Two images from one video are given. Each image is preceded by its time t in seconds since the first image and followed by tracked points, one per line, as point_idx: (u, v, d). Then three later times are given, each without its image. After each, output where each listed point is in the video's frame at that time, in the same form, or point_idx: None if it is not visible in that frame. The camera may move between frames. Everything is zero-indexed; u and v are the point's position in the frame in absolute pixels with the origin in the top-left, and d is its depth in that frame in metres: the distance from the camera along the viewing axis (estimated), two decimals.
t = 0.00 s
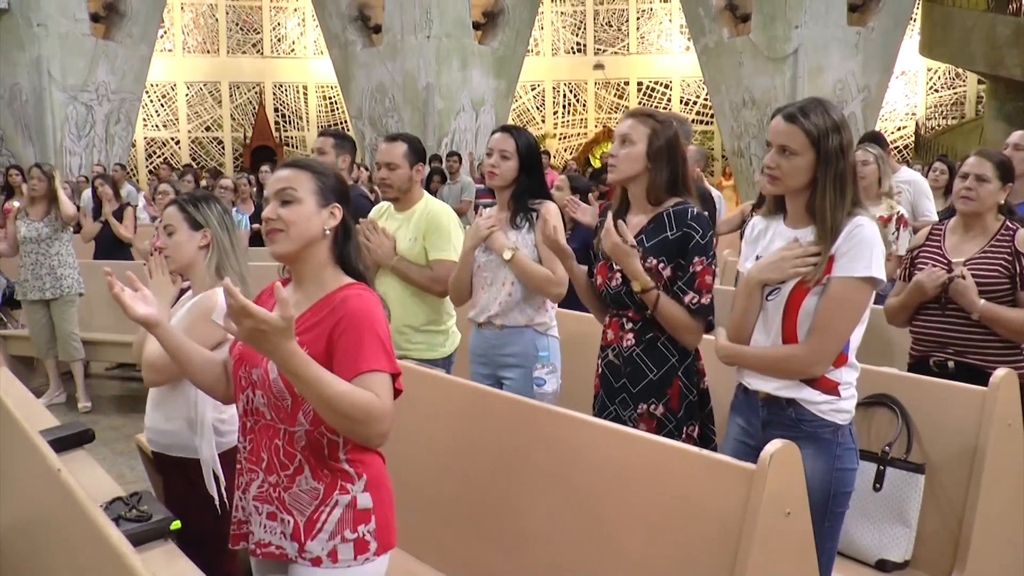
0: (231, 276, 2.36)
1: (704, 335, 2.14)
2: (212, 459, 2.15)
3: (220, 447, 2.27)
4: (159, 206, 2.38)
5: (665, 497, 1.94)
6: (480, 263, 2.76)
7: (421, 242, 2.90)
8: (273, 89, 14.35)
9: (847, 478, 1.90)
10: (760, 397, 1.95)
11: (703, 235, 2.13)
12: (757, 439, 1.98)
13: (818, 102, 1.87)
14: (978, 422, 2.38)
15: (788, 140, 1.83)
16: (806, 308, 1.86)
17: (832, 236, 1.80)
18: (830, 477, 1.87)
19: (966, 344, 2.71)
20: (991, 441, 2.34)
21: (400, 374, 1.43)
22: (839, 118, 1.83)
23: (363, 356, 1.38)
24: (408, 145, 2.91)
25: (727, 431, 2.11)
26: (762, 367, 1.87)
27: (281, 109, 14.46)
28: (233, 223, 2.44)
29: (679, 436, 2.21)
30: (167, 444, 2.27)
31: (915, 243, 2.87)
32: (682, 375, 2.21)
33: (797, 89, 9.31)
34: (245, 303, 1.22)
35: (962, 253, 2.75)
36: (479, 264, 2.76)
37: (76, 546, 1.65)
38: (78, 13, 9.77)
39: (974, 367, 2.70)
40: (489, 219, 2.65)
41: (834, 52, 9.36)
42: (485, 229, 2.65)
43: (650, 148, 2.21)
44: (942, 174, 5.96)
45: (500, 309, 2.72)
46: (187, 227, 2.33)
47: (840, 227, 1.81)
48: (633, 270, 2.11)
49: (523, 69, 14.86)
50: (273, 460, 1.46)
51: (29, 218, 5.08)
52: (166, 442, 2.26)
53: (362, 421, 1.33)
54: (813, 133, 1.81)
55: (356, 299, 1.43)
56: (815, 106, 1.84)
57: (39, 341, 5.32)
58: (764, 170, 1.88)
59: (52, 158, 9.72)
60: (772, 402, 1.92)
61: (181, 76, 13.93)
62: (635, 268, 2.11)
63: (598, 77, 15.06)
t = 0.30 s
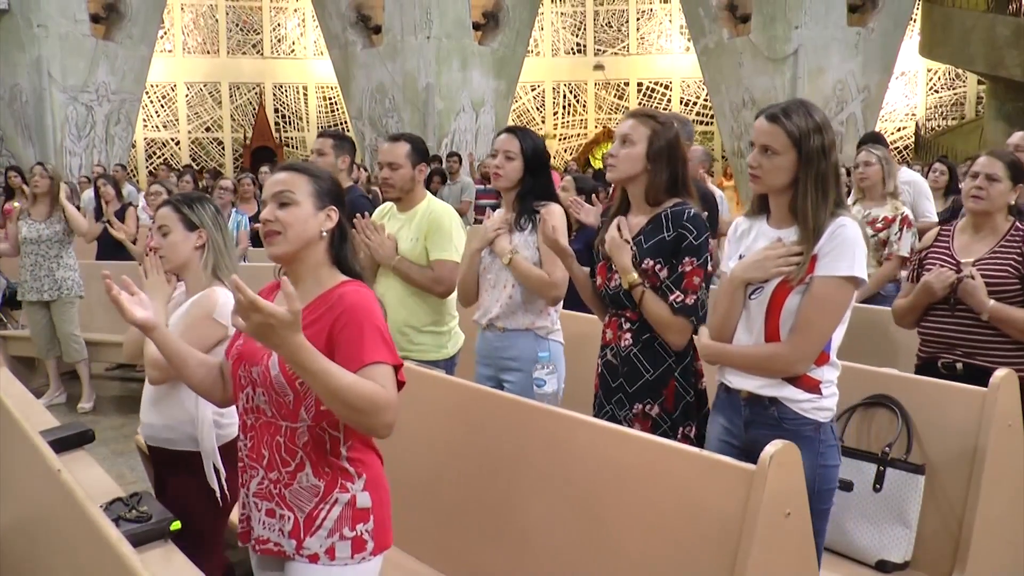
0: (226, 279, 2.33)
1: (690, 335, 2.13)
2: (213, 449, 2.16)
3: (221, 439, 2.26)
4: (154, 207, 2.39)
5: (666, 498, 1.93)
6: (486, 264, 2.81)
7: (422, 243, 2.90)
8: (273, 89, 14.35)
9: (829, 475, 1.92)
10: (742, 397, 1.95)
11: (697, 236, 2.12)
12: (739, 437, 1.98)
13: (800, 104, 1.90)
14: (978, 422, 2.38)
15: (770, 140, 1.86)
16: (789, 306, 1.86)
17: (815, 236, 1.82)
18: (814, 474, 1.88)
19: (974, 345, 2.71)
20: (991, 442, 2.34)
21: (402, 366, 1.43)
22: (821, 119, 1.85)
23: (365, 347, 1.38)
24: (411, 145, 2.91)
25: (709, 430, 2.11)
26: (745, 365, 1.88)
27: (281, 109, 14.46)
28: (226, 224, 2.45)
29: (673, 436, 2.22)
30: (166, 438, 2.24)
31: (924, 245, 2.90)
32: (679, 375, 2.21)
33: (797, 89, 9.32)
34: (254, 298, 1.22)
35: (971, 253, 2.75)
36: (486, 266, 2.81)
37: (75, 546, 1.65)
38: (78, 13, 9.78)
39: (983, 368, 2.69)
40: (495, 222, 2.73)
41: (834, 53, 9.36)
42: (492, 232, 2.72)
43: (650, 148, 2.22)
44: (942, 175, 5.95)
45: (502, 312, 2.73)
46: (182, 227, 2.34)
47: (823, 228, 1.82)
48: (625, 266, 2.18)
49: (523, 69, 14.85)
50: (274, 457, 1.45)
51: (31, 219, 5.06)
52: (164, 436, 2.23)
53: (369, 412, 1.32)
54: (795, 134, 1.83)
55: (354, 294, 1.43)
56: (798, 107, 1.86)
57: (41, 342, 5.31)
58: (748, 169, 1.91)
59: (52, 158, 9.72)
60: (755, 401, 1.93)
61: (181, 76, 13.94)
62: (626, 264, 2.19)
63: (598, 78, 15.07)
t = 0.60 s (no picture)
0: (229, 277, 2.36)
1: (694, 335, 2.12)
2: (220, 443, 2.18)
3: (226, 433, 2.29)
4: (152, 207, 2.38)
5: (666, 498, 1.93)
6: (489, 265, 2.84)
7: (424, 243, 2.90)
8: (273, 90, 14.34)
9: (817, 471, 1.93)
10: (729, 398, 1.95)
11: (696, 236, 2.13)
12: (725, 438, 1.98)
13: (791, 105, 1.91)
14: (978, 422, 2.38)
15: (758, 140, 1.87)
16: (778, 306, 1.86)
17: (804, 237, 1.82)
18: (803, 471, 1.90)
19: (979, 347, 2.71)
20: (991, 442, 2.34)
21: (395, 360, 1.43)
22: (809, 121, 1.86)
23: (356, 342, 1.38)
24: (414, 145, 2.92)
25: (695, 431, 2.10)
26: (732, 364, 1.88)
27: (281, 110, 14.45)
28: (223, 224, 2.46)
29: (673, 435, 2.23)
30: (169, 435, 2.24)
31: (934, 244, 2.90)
32: (679, 374, 2.21)
33: (797, 90, 9.32)
34: (234, 285, 1.23)
35: (979, 254, 2.75)
36: (489, 268, 2.84)
37: (75, 546, 1.65)
38: (78, 14, 9.78)
39: (988, 370, 2.69)
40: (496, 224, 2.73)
41: (834, 53, 9.36)
42: (493, 232, 2.73)
43: (645, 148, 2.22)
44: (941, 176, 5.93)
45: (501, 313, 2.74)
46: (182, 226, 2.33)
47: (812, 228, 1.83)
48: (625, 266, 2.21)
49: (523, 70, 14.86)
50: (274, 453, 1.46)
51: (40, 218, 5.07)
52: (168, 433, 2.23)
53: (356, 405, 1.32)
54: (783, 135, 1.84)
55: (350, 289, 1.43)
56: (786, 108, 1.87)
57: (47, 342, 5.33)
58: (734, 169, 1.92)
59: (52, 159, 9.72)
60: (743, 400, 1.93)
61: (181, 77, 13.94)
62: (626, 263, 2.21)
63: (598, 78, 15.06)
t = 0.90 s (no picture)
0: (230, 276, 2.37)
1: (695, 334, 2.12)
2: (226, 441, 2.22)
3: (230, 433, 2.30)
4: (152, 205, 2.37)
5: (666, 498, 1.93)
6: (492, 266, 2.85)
7: (426, 242, 2.90)
8: (273, 90, 14.34)
9: (813, 470, 1.94)
10: (723, 398, 1.95)
11: (700, 235, 2.14)
12: (720, 439, 1.98)
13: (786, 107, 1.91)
14: (978, 422, 2.38)
15: (753, 140, 1.87)
16: (773, 305, 1.87)
17: (799, 237, 1.83)
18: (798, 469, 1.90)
19: (984, 349, 2.71)
20: (992, 442, 2.34)
21: (393, 362, 1.43)
22: (804, 122, 1.87)
23: (354, 343, 1.38)
24: (417, 146, 2.92)
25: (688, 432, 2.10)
26: (725, 364, 1.88)
27: (281, 110, 14.45)
28: (223, 224, 2.45)
29: (678, 434, 2.24)
30: (172, 435, 2.24)
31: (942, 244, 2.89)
32: (682, 374, 2.22)
33: (797, 91, 9.32)
34: (230, 285, 1.24)
35: (984, 256, 2.75)
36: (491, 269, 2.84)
37: (74, 546, 1.65)
38: (78, 14, 9.78)
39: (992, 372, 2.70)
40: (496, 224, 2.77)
41: (834, 54, 9.36)
42: (496, 229, 2.77)
43: (643, 149, 2.22)
44: (942, 176, 5.93)
45: (499, 313, 2.74)
46: (183, 225, 2.33)
47: (807, 229, 1.84)
48: (626, 266, 2.20)
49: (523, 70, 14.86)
50: (276, 452, 1.46)
51: (47, 219, 5.10)
52: (172, 432, 2.23)
53: (351, 407, 1.32)
54: (778, 136, 1.84)
55: (350, 289, 1.43)
56: (782, 110, 1.87)
57: (53, 343, 5.34)
58: (730, 169, 1.92)
59: (52, 159, 9.74)
60: (738, 400, 1.93)
61: (181, 78, 13.95)
62: (629, 263, 2.20)
63: (598, 79, 15.07)
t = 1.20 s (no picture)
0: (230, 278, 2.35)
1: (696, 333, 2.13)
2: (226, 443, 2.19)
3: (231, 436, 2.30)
4: (157, 205, 2.38)
5: (666, 498, 1.94)
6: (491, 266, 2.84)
7: (427, 242, 2.91)
8: (273, 91, 14.34)
9: (814, 471, 1.95)
10: (724, 398, 1.95)
11: (701, 236, 2.14)
12: (721, 438, 1.98)
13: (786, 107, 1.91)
14: (978, 422, 2.38)
15: (753, 140, 1.87)
16: (772, 304, 1.87)
17: (798, 237, 1.83)
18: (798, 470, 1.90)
19: (994, 352, 2.70)
20: (991, 443, 2.34)
21: (406, 370, 1.43)
22: (804, 122, 1.87)
23: (371, 350, 1.38)
24: (419, 145, 2.92)
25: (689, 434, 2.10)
26: (726, 363, 1.88)
27: (281, 111, 14.45)
28: (228, 225, 2.46)
29: (677, 435, 2.24)
30: (174, 435, 2.24)
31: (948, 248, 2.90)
32: (681, 374, 2.21)
33: (797, 91, 9.32)
34: (258, 298, 1.23)
35: (993, 258, 2.75)
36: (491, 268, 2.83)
37: (75, 547, 1.65)
38: (78, 14, 9.78)
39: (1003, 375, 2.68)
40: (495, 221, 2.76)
41: (834, 54, 9.36)
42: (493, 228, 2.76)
43: (644, 149, 2.22)
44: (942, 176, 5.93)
45: (498, 313, 2.74)
46: (186, 225, 2.33)
47: (806, 228, 1.84)
48: (627, 265, 2.19)
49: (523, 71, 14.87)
50: (282, 455, 1.45)
51: (53, 220, 5.12)
52: (175, 433, 2.23)
53: (369, 416, 1.32)
54: (779, 136, 1.85)
55: (365, 295, 1.43)
56: (782, 110, 1.87)
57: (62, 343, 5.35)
58: (730, 169, 1.92)
59: (52, 160, 9.75)
60: (739, 401, 1.93)
61: (181, 78, 13.96)
62: (630, 263, 2.20)
63: (598, 79, 15.06)
